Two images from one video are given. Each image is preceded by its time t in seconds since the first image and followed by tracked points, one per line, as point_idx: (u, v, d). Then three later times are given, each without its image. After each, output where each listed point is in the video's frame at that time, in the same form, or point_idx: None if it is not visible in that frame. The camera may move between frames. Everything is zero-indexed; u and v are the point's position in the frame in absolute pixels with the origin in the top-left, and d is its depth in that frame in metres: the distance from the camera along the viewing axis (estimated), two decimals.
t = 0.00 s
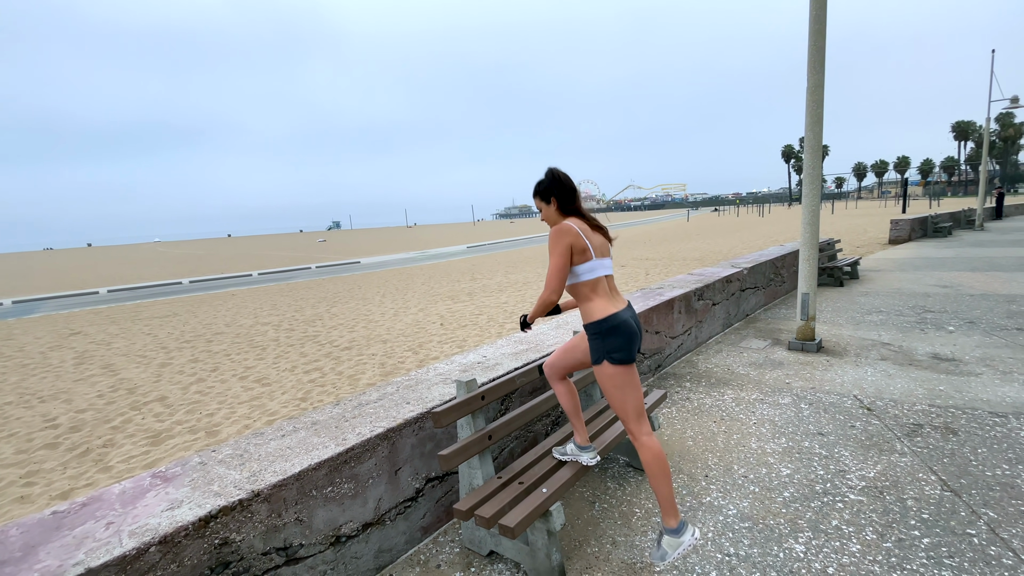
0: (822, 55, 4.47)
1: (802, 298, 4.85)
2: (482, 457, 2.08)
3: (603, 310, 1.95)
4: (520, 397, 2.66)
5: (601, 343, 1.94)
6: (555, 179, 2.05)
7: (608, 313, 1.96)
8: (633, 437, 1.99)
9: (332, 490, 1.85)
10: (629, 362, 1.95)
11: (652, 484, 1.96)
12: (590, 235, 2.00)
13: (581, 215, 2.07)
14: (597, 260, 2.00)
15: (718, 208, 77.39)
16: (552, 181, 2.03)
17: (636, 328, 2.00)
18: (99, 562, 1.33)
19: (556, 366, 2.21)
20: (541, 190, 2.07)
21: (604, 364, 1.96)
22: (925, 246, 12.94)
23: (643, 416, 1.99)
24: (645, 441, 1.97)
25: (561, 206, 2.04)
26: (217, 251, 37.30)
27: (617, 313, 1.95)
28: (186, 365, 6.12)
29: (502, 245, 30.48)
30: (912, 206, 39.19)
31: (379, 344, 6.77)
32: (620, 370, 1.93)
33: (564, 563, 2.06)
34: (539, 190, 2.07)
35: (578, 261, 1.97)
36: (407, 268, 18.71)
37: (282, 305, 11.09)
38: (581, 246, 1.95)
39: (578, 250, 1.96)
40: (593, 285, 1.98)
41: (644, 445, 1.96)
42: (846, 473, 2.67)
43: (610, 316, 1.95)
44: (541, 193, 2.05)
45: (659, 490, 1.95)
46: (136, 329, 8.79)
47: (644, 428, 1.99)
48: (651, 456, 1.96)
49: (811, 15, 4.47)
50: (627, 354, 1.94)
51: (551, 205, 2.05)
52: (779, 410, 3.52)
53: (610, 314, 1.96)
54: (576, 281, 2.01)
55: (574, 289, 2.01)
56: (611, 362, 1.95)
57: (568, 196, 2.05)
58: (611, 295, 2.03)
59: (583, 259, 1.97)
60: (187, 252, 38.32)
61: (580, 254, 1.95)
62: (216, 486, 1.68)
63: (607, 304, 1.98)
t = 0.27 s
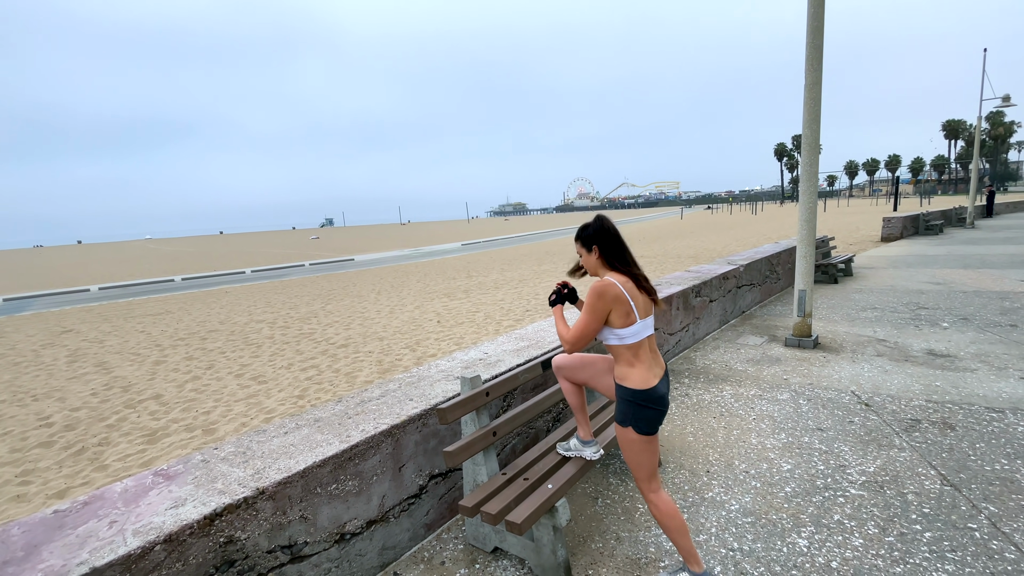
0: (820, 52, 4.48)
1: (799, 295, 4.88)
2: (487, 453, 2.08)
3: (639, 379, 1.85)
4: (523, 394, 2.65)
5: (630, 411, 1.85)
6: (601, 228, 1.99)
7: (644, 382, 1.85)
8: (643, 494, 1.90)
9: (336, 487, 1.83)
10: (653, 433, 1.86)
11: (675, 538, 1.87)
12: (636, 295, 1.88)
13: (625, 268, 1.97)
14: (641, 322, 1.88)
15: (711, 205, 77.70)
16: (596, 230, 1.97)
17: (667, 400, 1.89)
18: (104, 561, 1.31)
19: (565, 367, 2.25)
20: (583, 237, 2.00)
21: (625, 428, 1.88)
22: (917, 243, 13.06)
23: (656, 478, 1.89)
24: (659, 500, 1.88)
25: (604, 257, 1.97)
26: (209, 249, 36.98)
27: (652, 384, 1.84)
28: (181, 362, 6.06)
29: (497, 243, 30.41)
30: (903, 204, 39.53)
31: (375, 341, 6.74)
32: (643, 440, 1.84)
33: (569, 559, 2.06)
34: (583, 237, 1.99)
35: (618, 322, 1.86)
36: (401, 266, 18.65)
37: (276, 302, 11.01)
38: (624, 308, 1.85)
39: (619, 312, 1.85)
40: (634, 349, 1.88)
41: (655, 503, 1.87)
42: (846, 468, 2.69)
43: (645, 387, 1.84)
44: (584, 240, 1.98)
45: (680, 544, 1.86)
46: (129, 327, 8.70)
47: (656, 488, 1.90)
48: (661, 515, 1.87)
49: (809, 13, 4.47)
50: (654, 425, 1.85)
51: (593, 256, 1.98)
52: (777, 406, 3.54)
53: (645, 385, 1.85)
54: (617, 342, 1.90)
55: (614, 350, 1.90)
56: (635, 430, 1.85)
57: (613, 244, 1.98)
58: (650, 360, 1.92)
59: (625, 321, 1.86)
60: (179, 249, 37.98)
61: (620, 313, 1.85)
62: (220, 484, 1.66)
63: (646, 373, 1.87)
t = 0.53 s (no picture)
0: (823, 49, 4.45)
1: (800, 293, 4.87)
2: (489, 451, 2.06)
3: (645, 361, 1.83)
4: (524, 392, 2.63)
5: (637, 395, 1.83)
6: (595, 210, 1.97)
7: (650, 363, 1.83)
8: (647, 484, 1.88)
9: (337, 485, 1.81)
10: (662, 416, 1.85)
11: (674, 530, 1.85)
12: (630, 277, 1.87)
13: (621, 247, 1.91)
14: (639, 304, 1.86)
15: (710, 203, 77.74)
16: (586, 213, 1.95)
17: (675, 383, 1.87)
18: (101, 561, 1.29)
19: (572, 358, 2.23)
20: (578, 221, 1.98)
21: (633, 413, 1.86)
22: (916, 242, 13.07)
23: (663, 467, 1.88)
24: (662, 489, 1.87)
25: (599, 241, 1.93)
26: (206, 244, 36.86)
27: (659, 367, 1.82)
28: (178, 359, 6.03)
29: (496, 240, 30.35)
30: (901, 203, 39.61)
31: (374, 338, 6.71)
32: (652, 424, 1.83)
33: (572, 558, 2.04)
34: (576, 222, 1.97)
35: (615, 304, 1.85)
36: (400, 263, 18.61)
37: (274, 299, 10.97)
38: (619, 290, 1.84)
39: (615, 294, 1.84)
40: (634, 331, 1.86)
41: (660, 492, 1.86)
42: (849, 466, 2.68)
43: (652, 368, 1.82)
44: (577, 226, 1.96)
45: (680, 537, 1.83)
46: (126, 323, 8.65)
47: (662, 478, 1.88)
48: (668, 505, 1.85)
49: (813, 9, 4.45)
50: (662, 408, 1.83)
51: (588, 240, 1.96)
52: (779, 404, 3.53)
53: (652, 365, 1.83)
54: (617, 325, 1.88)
55: (615, 334, 1.89)
56: (643, 415, 1.84)
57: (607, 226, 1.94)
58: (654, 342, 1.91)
59: (621, 303, 1.85)
60: (176, 245, 37.83)
61: (616, 296, 1.84)
62: (220, 482, 1.63)
63: (651, 354, 1.86)
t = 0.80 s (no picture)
0: (831, 47, 4.40)
1: (805, 293, 4.82)
2: (491, 452, 2.03)
3: (628, 328, 1.85)
4: (526, 391, 2.60)
5: (628, 364, 1.81)
6: (574, 189, 1.96)
7: (632, 330, 1.84)
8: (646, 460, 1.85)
9: (336, 485, 1.78)
10: (655, 382, 1.83)
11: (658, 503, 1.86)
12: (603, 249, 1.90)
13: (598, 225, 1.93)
14: (613, 275, 1.91)
15: (713, 203, 77.52)
16: (563, 192, 1.94)
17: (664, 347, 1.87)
18: (95, 561, 1.27)
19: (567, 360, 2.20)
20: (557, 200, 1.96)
21: (627, 384, 1.83)
22: (921, 243, 12.98)
23: (662, 439, 1.85)
24: (657, 462, 1.84)
25: (575, 218, 1.93)
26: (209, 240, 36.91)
27: (643, 332, 1.83)
28: (180, 354, 6.02)
29: (498, 237, 30.32)
30: (906, 204, 39.40)
31: (376, 335, 6.69)
32: (646, 391, 1.81)
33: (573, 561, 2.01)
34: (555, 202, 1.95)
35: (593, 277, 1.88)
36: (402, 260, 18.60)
37: (277, 295, 10.97)
38: (594, 263, 1.87)
39: (591, 267, 1.87)
40: (613, 302, 1.89)
41: (655, 468, 1.83)
42: (855, 470, 2.65)
43: (636, 335, 1.83)
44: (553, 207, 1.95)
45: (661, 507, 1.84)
46: (128, 318, 8.65)
47: (660, 451, 1.86)
48: (661, 476, 1.84)
49: (821, 7, 4.39)
50: (655, 374, 1.81)
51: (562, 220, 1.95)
52: (783, 406, 3.49)
53: (634, 332, 1.85)
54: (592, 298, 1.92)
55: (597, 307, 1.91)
56: (636, 383, 1.82)
57: (583, 205, 1.94)
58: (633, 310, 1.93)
59: (598, 275, 1.88)
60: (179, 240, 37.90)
61: (591, 269, 1.87)
62: (217, 481, 1.61)
63: (632, 322, 1.87)
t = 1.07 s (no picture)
0: (843, 46, 4.33)
1: (813, 296, 4.76)
2: (492, 455, 1.99)
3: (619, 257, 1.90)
4: (529, 393, 2.56)
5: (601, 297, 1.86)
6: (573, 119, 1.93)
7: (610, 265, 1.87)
8: (627, 394, 1.97)
9: (334, 487, 1.76)
10: (629, 316, 1.89)
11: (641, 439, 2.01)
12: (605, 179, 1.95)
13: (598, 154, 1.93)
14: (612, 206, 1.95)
15: (720, 203, 77.11)
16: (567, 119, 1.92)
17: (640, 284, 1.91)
18: (85, 563, 1.24)
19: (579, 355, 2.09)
20: (554, 129, 1.96)
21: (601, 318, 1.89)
22: (931, 246, 12.83)
23: (640, 373, 1.96)
24: (638, 398, 1.98)
25: (578, 144, 1.92)
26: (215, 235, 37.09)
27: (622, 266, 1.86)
28: (183, 350, 6.02)
29: (504, 236, 30.29)
30: (915, 206, 39.02)
31: (379, 333, 6.68)
32: (619, 324, 1.87)
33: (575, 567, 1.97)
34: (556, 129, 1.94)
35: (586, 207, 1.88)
36: (407, 257, 18.60)
37: (281, 291, 10.98)
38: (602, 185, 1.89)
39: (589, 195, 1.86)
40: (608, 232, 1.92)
41: (638, 401, 1.97)
42: (862, 478, 2.59)
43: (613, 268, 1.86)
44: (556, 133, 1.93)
45: (644, 440, 2.00)
46: (134, 312, 8.69)
47: (639, 385, 1.97)
48: (641, 409, 1.99)
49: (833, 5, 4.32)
50: (627, 307, 1.87)
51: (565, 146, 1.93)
52: (790, 411, 3.44)
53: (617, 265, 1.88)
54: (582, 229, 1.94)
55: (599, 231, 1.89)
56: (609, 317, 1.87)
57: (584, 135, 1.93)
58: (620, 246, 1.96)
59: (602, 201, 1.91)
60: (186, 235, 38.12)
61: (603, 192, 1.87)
62: (213, 482, 1.58)
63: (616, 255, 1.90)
